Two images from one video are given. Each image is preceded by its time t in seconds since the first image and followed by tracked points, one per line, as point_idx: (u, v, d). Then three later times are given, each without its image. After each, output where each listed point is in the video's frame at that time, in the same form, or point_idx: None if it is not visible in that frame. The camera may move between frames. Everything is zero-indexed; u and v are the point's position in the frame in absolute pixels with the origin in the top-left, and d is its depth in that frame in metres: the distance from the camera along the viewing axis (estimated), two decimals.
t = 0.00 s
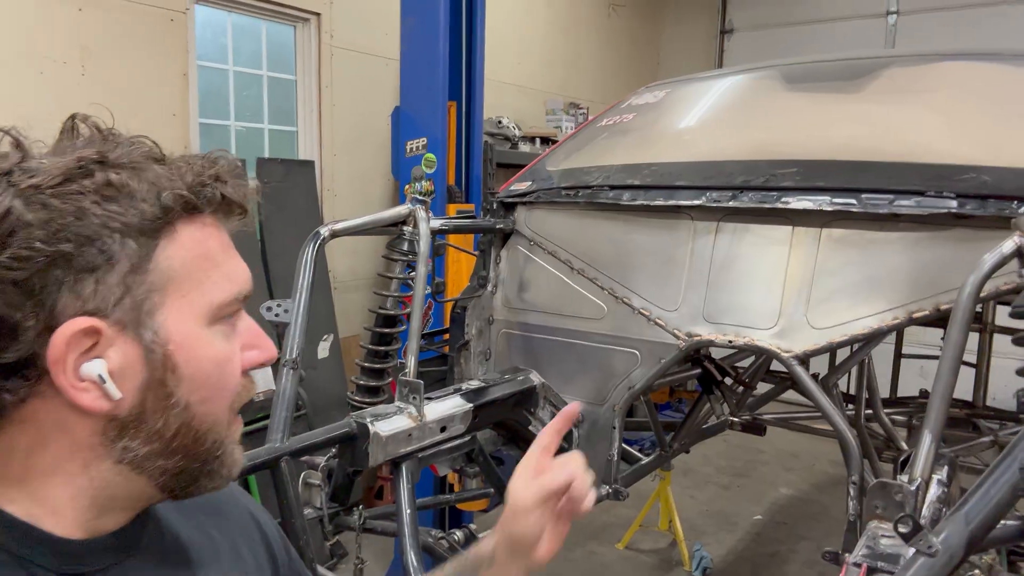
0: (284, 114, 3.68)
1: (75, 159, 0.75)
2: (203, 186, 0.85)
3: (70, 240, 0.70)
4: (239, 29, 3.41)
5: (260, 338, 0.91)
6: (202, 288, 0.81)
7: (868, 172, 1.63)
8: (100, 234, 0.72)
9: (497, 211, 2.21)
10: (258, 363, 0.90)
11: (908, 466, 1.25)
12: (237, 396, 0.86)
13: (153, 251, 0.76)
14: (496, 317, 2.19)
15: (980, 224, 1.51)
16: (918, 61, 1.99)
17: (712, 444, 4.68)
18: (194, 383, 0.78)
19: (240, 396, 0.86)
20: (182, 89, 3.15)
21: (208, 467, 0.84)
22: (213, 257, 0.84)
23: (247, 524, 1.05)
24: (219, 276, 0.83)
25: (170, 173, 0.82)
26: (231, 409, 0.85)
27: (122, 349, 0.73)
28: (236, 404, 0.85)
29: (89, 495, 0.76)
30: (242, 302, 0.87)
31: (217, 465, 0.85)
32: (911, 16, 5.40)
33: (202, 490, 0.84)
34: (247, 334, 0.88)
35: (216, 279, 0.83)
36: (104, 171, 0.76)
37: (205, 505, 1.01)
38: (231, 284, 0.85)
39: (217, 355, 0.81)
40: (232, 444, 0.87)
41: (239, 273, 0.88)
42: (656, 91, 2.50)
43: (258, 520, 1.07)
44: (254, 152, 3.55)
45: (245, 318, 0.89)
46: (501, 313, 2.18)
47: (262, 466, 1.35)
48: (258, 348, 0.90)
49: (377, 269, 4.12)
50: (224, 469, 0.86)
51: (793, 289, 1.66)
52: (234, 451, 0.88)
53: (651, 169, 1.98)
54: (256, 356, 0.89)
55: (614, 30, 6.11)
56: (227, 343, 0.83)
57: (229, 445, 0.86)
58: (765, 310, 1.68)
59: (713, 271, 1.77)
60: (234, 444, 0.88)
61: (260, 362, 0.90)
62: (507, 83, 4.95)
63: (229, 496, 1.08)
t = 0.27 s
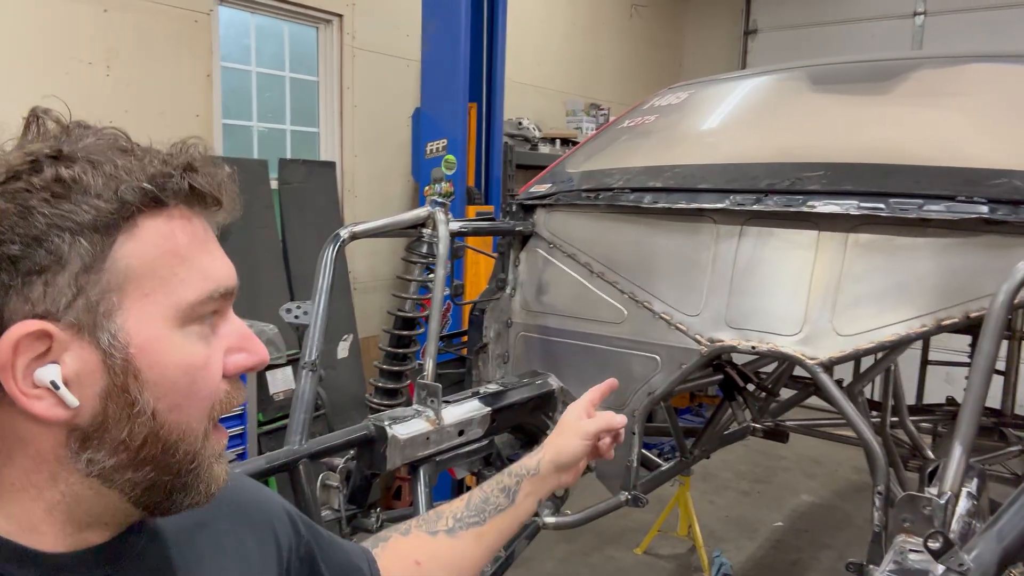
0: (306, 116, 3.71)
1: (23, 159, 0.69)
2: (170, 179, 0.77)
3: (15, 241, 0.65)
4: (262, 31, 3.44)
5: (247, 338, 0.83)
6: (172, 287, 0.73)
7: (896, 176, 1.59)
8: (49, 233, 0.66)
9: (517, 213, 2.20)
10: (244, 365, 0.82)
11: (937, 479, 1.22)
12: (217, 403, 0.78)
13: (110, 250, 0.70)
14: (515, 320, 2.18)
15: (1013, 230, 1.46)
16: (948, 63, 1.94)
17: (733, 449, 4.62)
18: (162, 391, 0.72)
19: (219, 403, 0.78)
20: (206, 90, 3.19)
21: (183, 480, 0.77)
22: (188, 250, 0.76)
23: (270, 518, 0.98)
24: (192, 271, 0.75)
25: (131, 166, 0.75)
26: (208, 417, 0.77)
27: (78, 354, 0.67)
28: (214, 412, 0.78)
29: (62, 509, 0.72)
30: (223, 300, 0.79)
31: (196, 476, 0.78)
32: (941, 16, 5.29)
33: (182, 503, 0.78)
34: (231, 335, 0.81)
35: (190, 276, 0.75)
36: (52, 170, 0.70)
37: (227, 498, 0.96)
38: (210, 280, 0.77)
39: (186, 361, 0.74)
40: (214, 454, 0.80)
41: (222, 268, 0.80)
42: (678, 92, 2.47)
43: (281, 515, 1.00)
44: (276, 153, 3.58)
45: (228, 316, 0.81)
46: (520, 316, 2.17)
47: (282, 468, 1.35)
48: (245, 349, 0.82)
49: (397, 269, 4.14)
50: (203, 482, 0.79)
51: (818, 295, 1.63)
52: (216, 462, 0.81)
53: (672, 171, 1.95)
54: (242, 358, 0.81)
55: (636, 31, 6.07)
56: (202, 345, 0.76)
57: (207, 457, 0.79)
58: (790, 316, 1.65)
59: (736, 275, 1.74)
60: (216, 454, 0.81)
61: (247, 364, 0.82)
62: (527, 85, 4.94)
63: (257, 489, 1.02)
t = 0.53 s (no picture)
0: (299, 125, 3.71)
1: (10, 176, 0.75)
2: (132, 169, 0.76)
3: None
4: (257, 40, 3.45)
5: (99, 330, 0.67)
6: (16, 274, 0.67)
7: (887, 192, 1.61)
8: None
9: (512, 224, 2.22)
10: (81, 361, 0.64)
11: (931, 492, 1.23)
12: (23, 400, 0.63)
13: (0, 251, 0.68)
14: (509, 330, 2.18)
15: (1001, 247, 1.49)
16: (936, 81, 1.98)
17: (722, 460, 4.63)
18: None
19: (31, 400, 0.63)
20: (200, 97, 3.18)
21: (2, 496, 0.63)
22: (53, 232, 0.69)
23: (271, 521, 0.94)
24: (45, 250, 0.68)
25: (83, 160, 0.74)
26: (8, 417, 0.63)
27: None
28: (20, 411, 0.63)
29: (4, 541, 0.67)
30: (68, 281, 0.68)
31: (17, 495, 0.62)
32: (928, 35, 5.38)
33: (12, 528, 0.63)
34: (79, 325, 0.67)
35: (29, 255, 0.67)
36: (29, 181, 0.74)
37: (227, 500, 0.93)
38: (57, 257, 0.68)
39: None
40: (35, 474, 0.63)
41: (89, 248, 0.69)
42: (671, 106, 2.50)
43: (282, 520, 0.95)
44: (269, 161, 3.58)
45: (92, 305, 0.68)
46: (514, 326, 2.17)
47: (276, 476, 1.35)
48: (90, 341, 0.66)
49: (389, 279, 4.13)
50: (28, 506, 0.62)
51: (810, 308, 1.64)
52: (43, 486, 0.63)
53: (667, 184, 1.97)
54: (77, 352, 0.65)
55: (627, 45, 6.13)
56: (23, 328, 0.65)
57: (20, 472, 0.62)
58: (782, 329, 1.66)
59: (729, 288, 1.76)
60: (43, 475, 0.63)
61: (83, 360, 0.64)
62: (520, 96, 4.98)
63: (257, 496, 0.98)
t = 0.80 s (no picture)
0: (296, 124, 3.69)
1: (32, 183, 0.77)
2: (153, 177, 0.78)
3: None
4: (254, 38, 3.43)
5: (116, 338, 0.70)
6: (34, 279, 0.70)
7: (888, 197, 1.62)
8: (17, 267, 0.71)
9: (512, 226, 2.21)
10: (98, 368, 0.68)
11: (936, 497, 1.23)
12: (42, 404, 0.66)
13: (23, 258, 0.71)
14: (508, 332, 2.18)
15: (1002, 252, 1.49)
16: (935, 86, 1.98)
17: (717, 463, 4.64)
18: None
19: (50, 404, 0.66)
20: (196, 96, 3.17)
21: (20, 496, 0.66)
22: (72, 237, 0.72)
23: (292, 531, 0.98)
24: (64, 257, 0.70)
25: (105, 168, 0.77)
26: (29, 420, 0.66)
27: None
28: (38, 414, 0.66)
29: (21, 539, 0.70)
30: (86, 288, 0.70)
31: (35, 496, 0.66)
32: (924, 39, 5.40)
33: (29, 528, 0.66)
34: (97, 331, 0.70)
35: (47, 260, 0.70)
36: (51, 188, 0.76)
37: (251, 507, 0.97)
38: (74, 263, 0.70)
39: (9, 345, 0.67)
40: (53, 476, 0.66)
41: (107, 255, 0.72)
42: (671, 109, 2.50)
43: (302, 531, 1.00)
44: (266, 161, 3.57)
45: (109, 312, 0.71)
46: (513, 328, 2.17)
47: (278, 480, 1.35)
48: (108, 349, 0.69)
49: (385, 279, 4.12)
50: (45, 508, 0.66)
51: (811, 312, 1.65)
52: (58, 489, 0.66)
53: (667, 187, 1.97)
54: (96, 359, 0.68)
55: (624, 47, 6.13)
56: (41, 332, 0.68)
57: (40, 474, 0.66)
58: (783, 332, 1.66)
59: (731, 291, 1.76)
60: (61, 477, 0.66)
61: (100, 368, 0.68)
62: (518, 97, 4.97)
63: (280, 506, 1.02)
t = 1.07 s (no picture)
0: (303, 129, 3.71)
1: (44, 185, 0.77)
2: (165, 178, 0.79)
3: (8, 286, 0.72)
4: (261, 43, 3.45)
5: (133, 339, 0.70)
6: (50, 285, 0.70)
7: (897, 202, 1.61)
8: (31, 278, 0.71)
9: (519, 230, 2.22)
10: (116, 368, 0.68)
11: (947, 504, 1.22)
12: (61, 406, 0.67)
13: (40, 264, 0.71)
14: (515, 336, 2.18)
15: (1012, 257, 1.48)
16: (944, 90, 1.97)
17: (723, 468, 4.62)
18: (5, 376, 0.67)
19: (69, 406, 0.67)
20: (203, 100, 3.18)
21: (40, 497, 0.66)
22: (87, 242, 0.72)
23: (310, 538, 0.99)
24: (80, 260, 0.71)
25: (118, 170, 0.77)
26: (48, 422, 0.66)
27: None
28: (58, 416, 0.67)
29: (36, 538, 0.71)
30: (102, 291, 0.71)
31: (55, 497, 0.66)
32: (930, 43, 5.39)
33: (49, 528, 0.67)
34: (114, 333, 0.70)
35: (64, 268, 0.70)
36: (64, 190, 0.76)
37: (270, 513, 0.98)
38: (90, 267, 0.71)
39: (26, 347, 0.67)
40: (74, 476, 0.66)
41: (123, 258, 0.72)
42: (677, 114, 2.50)
43: (319, 536, 1.01)
44: (273, 165, 3.58)
45: (124, 314, 0.71)
46: (520, 333, 2.17)
47: (287, 483, 1.35)
48: (125, 350, 0.69)
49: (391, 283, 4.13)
50: (66, 507, 0.66)
51: (819, 318, 1.64)
52: (77, 492, 0.66)
53: (675, 192, 1.97)
54: (114, 360, 0.68)
55: (629, 52, 6.14)
56: (58, 334, 0.68)
57: (58, 476, 0.66)
58: (791, 338, 1.66)
59: (738, 296, 1.75)
60: (81, 476, 0.67)
61: (118, 368, 0.68)
62: (523, 102, 4.98)
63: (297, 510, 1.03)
